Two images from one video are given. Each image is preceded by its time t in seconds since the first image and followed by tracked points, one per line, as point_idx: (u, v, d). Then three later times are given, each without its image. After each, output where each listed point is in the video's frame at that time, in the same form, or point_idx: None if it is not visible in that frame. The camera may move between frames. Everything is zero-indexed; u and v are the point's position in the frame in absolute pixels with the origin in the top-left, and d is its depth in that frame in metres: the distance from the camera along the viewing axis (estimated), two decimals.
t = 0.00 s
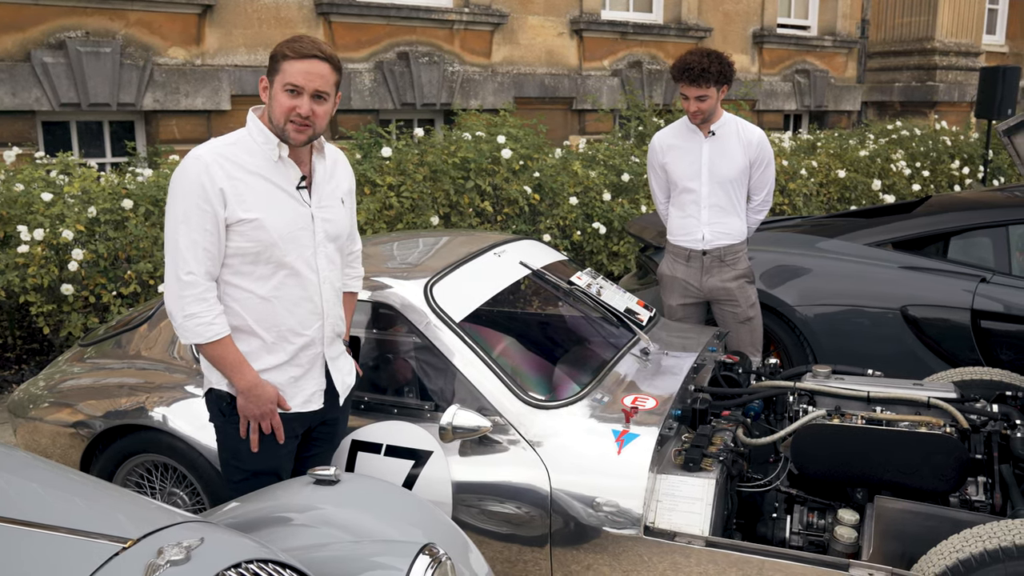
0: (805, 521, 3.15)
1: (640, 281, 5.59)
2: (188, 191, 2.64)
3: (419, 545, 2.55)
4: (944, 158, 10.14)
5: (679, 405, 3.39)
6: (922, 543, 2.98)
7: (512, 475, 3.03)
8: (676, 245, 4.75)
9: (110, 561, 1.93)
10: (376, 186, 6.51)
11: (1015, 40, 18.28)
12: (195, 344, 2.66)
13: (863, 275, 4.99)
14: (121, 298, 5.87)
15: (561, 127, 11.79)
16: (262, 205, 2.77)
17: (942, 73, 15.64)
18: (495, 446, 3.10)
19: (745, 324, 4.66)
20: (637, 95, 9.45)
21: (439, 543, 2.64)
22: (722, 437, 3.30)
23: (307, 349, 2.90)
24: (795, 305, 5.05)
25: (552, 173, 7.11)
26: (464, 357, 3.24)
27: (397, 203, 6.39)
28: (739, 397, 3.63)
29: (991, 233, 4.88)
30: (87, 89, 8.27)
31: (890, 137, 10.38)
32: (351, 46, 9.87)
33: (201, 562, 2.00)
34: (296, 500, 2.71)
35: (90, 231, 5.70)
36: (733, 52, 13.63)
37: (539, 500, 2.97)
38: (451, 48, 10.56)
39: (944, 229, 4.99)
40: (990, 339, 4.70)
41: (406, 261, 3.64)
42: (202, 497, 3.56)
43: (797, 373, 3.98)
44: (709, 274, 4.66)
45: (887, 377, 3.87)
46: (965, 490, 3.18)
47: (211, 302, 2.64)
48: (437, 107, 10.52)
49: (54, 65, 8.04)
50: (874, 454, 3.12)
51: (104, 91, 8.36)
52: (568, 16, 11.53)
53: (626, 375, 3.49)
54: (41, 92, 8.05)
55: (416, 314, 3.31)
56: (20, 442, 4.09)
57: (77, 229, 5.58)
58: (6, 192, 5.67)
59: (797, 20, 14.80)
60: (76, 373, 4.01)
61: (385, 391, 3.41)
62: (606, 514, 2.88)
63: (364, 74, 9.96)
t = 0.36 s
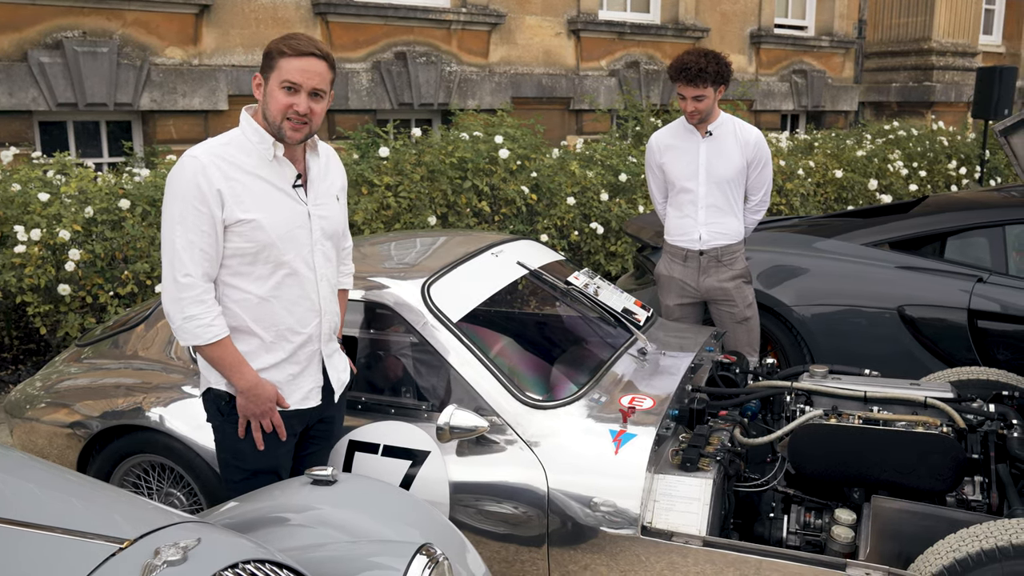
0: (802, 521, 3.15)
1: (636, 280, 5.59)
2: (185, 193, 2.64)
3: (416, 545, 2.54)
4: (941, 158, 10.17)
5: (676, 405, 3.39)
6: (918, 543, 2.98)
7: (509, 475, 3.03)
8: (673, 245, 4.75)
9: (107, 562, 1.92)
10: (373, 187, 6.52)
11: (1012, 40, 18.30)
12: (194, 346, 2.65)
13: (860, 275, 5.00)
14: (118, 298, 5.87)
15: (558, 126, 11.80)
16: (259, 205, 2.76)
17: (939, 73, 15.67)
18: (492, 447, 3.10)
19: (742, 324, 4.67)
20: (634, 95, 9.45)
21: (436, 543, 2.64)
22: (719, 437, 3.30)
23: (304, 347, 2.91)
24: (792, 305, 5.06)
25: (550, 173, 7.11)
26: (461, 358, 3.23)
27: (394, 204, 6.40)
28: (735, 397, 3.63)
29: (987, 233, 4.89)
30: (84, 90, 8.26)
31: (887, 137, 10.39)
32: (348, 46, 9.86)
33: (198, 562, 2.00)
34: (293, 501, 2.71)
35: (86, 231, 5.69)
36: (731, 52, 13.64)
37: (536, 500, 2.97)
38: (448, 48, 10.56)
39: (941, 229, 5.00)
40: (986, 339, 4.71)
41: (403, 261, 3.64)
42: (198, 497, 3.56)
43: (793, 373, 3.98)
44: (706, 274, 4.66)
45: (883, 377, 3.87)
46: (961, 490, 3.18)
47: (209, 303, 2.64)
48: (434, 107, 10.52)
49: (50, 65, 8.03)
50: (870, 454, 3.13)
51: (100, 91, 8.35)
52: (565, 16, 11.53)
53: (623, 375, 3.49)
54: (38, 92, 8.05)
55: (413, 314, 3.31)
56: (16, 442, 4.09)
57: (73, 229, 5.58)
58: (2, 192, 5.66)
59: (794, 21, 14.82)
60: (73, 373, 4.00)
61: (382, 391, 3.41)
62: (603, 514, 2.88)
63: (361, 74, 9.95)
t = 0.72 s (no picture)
0: (799, 521, 3.15)
1: (633, 280, 5.59)
2: (187, 193, 2.62)
3: (413, 545, 2.54)
4: (938, 159, 10.18)
5: (673, 405, 3.39)
6: (915, 543, 2.98)
7: (506, 475, 3.03)
8: (669, 246, 4.76)
9: (103, 562, 1.92)
10: (371, 186, 6.51)
11: (1009, 40, 18.30)
12: (197, 347, 2.64)
13: (857, 275, 5.00)
14: (115, 298, 5.86)
15: (555, 126, 11.80)
16: (260, 204, 2.77)
17: (936, 73, 15.69)
18: (490, 447, 3.10)
19: (739, 324, 4.67)
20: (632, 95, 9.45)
21: (433, 544, 2.64)
22: (716, 437, 3.31)
23: (303, 346, 2.91)
24: (790, 305, 5.07)
25: (547, 173, 7.11)
26: (459, 358, 3.23)
27: (392, 204, 6.40)
28: (732, 397, 3.63)
29: (984, 233, 4.89)
30: (81, 90, 8.25)
31: (884, 137, 10.40)
32: (345, 46, 9.86)
33: (194, 562, 2.00)
34: (290, 501, 2.71)
35: (83, 231, 5.68)
36: (728, 52, 13.64)
37: (533, 500, 2.97)
38: (445, 48, 10.55)
39: (937, 229, 5.00)
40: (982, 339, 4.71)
41: (400, 261, 3.64)
42: (195, 497, 3.55)
43: (791, 373, 3.98)
44: (703, 274, 4.66)
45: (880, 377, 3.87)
46: (958, 490, 3.19)
47: (212, 304, 2.64)
48: (432, 107, 10.52)
49: (47, 64, 8.02)
50: (868, 454, 3.13)
51: (97, 91, 8.35)
52: (563, 16, 11.52)
53: (620, 374, 3.49)
54: (35, 92, 8.05)
55: (409, 314, 3.30)
56: (12, 443, 4.08)
57: (70, 229, 5.57)
58: None
59: (791, 21, 14.82)
60: (69, 374, 4.00)
61: (379, 391, 3.41)
62: (600, 514, 2.88)
63: (359, 74, 9.95)
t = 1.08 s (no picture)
0: (795, 521, 3.16)
1: (630, 280, 5.59)
2: (190, 196, 2.62)
3: (408, 545, 2.54)
4: (935, 159, 10.20)
5: (669, 406, 3.39)
6: (910, 543, 2.98)
7: (502, 475, 3.03)
8: (666, 246, 4.76)
9: (96, 564, 1.91)
10: (368, 187, 6.50)
11: (1006, 41, 18.33)
12: (200, 351, 2.64)
13: (853, 275, 5.00)
14: (112, 298, 5.86)
15: (553, 127, 11.80)
16: (263, 206, 2.78)
17: (933, 73, 15.71)
18: (485, 447, 3.10)
19: (735, 324, 4.67)
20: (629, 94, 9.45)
21: (429, 544, 2.64)
22: (711, 437, 3.31)
23: (300, 346, 2.92)
24: (786, 305, 5.07)
25: (544, 173, 7.12)
26: (454, 359, 3.23)
27: (389, 204, 6.40)
28: (728, 397, 3.63)
29: (980, 234, 4.90)
30: (78, 90, 8.25)
31: (881, 137, 10.41)
32: (343, 47, 9.85)
33: (188, 563, 1.99)
34: (285, 501, 2.71)
35: (80, 232, 5.68)
36: (726, 53, 13.65)
37: (529, 500, 2.97)
38: (443, 48, 10.55)
39: (934, 229, 5.00)
40: (978, 339, 4.71)
41: (397, 261, 3.65)
42: (191, 498, 3.55)
43: (786, 373, 3.99)
44: (699, 274, 4.66)
45: (875, 377, 3.87)
46: (953, 490, 3.19)
47: (214, 307, 2.64)
48: (429, 107, 10.52)
49: (44, 65, 8.01)
50: (863, 454, 3.13)
51: (94, 91, 8.34)
52: (560, 17, 11.53)
53: (615, 375, 3.50)
54: (31, 92, 8.04)
55: (405, 314, 3.30)
56: (8, 444, 4.07)
57: (66, 230, 5.56)
58: None
59: (789, 22, 14.84)
60: (65, 374, 3.99)
61: (374, 391, 3.41)
62: (596, 514, 2.88)
63: (356, 74, 9.94)
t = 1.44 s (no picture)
0: (791, 521, 3.17)
1: (627, 281, 5.59)
2: (196, 196, 2.62)
3: (402, 546, 2.54)
4: (932, 159, 10.21)
5: (664, 406, 3.39)
6: (905, 543, 2.98)
7: (497, 476, 3.03)
8: (662, 246, 4.75)
9: (88, 565, 1.91)
10: (365, 187, 6.50)
11: (1003, 41, 18.35)
12: (202, 352, 2.64)
13: (850, 275, 5.01)
14: (108, 299, 5.86)
15: (551, 127, 11.79)
16: (265, 206, 2.79)
17: (931, 73, 15.73)
18: (480, 447, 3.10)
19: (731, 324, 4.68)
20: (626, 94, 9.45)
21: (423, 545, 2.64)
22: (707, 438, 3.31)
23: (296, 344, 2.92)
24: (782, 305, 5.08)
25: (542, 173, 7.12)
26: (449, 359, 3.23)
27: (386, 204, 6.40)
28: (724, 397, 3.63)
29: (976, 234, 4.90)
30: (75, 90, 8.24)
31: (879, 137, 10.42)
32: (340, 47, 9.85)
33: (181, 564, 1.99)
34: (281, 502, 2.70)
35: (77, 232, 5.68)
36: (723, 53, 13.66)
37: (524, 501, 2.97)
38: (441, 48, 10.55)
39: (930, 229, 5.01)
40: (975, 339, 4.71)
41: (393, 261, 3.65)
42: (187, 498, 3.55)
43: (783, 373, 3.99)
44: (695, 275, 4.66)
45: (871, 377, 3.87)
46: (949, 490, 3.19)
47: (219, 308, 2.64)
48: (427, 107, 10.51)
49: (41, 65, 8.00)
50: (859, 454, 3.13)
51: (92, 92, 8.33)
52: (558, 17, 11.54)
53: (611, 375, 3.50)
54: (28, 92, 8.02)
55: (401, 314, 3.30)
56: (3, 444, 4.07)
57: (63, 230, 5.56)
58: None
59: (786, 22, 14.85)
60: (61, 374, 3.98)
61: (370, 392, 3.41)
62: (592, 515, 2.88)
63: (354, 74, 9.95)
